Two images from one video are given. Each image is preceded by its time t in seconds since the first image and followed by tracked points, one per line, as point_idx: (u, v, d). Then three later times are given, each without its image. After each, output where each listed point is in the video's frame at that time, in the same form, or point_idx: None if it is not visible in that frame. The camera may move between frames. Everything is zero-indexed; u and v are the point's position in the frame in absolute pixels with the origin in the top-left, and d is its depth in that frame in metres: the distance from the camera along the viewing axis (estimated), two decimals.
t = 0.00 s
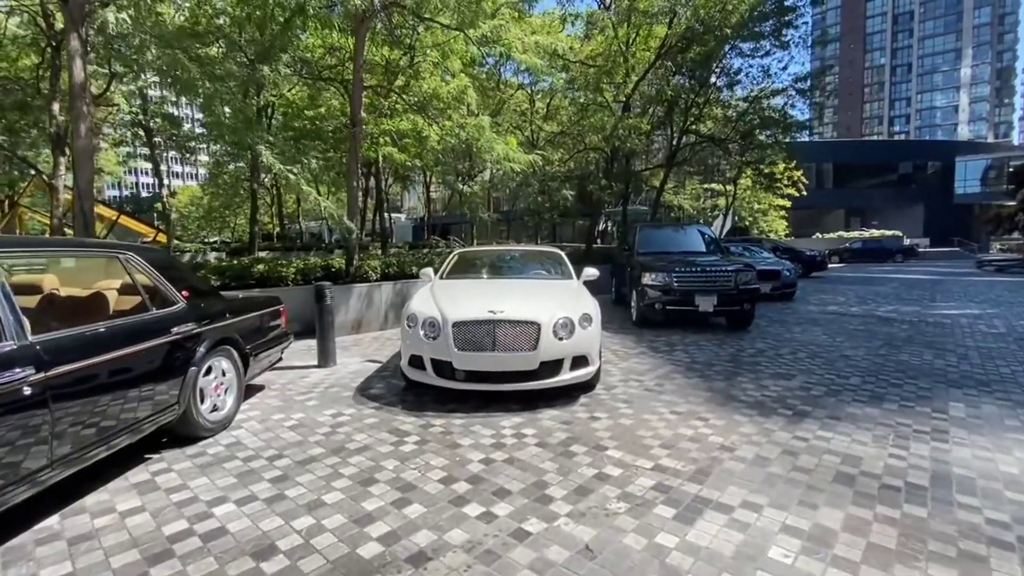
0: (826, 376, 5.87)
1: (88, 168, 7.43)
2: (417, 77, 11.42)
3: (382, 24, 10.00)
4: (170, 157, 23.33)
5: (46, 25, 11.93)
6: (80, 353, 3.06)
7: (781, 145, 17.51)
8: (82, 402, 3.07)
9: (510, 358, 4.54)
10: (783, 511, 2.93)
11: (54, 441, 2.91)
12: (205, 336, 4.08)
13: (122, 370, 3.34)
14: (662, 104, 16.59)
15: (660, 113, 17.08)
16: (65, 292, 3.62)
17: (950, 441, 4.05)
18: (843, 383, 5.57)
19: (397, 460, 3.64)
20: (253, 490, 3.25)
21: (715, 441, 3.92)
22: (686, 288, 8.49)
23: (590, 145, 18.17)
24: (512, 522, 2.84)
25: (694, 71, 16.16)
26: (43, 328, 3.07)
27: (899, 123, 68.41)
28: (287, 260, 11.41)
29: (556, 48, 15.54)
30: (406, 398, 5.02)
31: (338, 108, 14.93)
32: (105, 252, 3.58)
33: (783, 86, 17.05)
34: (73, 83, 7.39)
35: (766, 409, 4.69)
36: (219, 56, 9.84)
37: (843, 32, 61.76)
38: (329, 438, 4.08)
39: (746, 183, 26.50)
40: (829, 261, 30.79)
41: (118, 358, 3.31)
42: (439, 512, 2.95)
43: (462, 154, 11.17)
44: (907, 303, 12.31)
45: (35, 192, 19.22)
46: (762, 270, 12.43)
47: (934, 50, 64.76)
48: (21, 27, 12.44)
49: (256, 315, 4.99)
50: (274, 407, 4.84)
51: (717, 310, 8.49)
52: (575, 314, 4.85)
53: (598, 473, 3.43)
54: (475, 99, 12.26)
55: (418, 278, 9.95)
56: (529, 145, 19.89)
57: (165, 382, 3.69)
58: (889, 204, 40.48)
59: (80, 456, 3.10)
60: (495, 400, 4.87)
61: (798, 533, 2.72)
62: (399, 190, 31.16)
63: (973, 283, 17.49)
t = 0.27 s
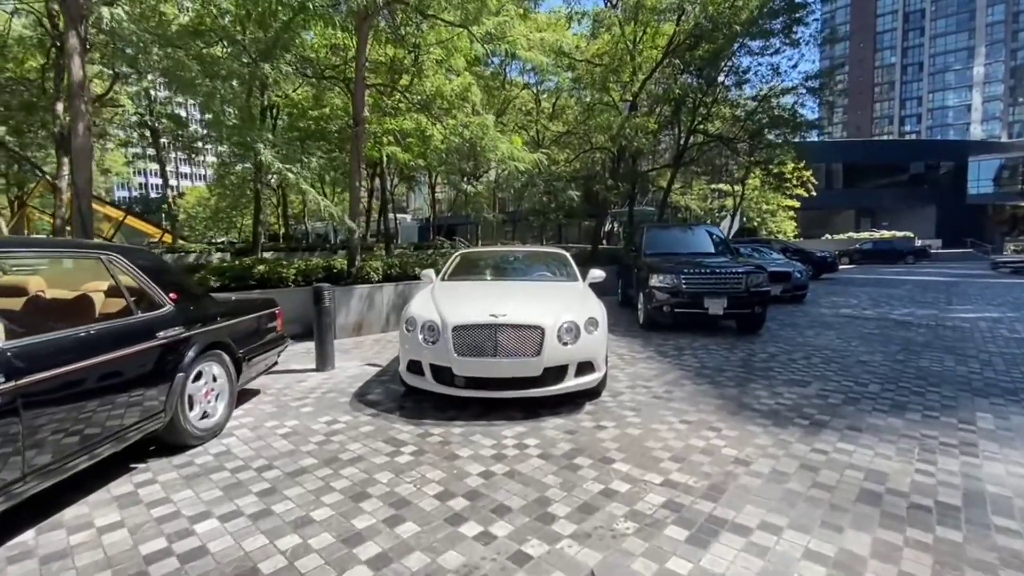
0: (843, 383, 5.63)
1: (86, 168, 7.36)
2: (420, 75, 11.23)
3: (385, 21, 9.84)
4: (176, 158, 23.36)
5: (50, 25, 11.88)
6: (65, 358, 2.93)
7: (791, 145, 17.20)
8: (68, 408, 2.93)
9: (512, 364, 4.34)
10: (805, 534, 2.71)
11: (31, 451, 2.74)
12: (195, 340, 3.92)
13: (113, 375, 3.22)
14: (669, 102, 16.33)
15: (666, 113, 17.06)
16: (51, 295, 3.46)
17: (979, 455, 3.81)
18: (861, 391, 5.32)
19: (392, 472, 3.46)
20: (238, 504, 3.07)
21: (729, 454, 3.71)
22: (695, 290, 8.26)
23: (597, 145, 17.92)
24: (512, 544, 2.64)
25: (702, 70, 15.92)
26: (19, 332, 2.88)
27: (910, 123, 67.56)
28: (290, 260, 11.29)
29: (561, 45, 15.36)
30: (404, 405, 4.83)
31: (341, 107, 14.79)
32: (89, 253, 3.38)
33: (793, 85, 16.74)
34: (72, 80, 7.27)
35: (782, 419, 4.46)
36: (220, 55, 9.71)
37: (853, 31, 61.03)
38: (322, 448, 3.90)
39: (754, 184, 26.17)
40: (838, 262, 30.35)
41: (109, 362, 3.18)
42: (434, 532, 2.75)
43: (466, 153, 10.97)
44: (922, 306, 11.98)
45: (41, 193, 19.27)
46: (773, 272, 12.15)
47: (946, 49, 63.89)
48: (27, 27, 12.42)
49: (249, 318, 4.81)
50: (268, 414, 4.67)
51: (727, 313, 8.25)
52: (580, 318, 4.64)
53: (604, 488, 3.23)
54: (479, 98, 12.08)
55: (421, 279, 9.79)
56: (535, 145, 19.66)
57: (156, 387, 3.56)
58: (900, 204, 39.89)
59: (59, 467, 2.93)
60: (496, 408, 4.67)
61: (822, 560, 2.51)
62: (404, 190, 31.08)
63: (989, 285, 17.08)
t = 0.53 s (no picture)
0: (857, 387, 5.43)
1: (86, 165, 7.21)
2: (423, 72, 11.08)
3: (388, 15, 9.72)
4: (182, 156, 23.41)
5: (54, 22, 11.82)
6: (55, 356, 2.85)
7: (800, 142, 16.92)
8: (57, 409, 2.84)
9: (513, 366, 4.19)
10: (822, 552, 2.55)
11: (13, 453, 2.62)
12: (187, 340, 3.79)
13: (106, 374, 3.13)
14: (677, 99, 16.10)
15: (674, 111, 16.63)
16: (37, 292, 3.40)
17: (1004, 465, 3.61)
18: (877, 396, 5.13)
19: (386, 479, 3.32)
20: (224, 512, 2.94)
21: (739, 463, 3.54)
22: (702, 290, 8.07)
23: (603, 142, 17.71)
24: (509, 559, 2.50)
25: (710, 67, 15.69)
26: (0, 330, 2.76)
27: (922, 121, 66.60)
28: (292, 258, 11.21)
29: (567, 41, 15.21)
30: (402, 408, 4.70)
31: (345, 105, 14.69)
32: (72, 250, 3.26)
33: (803, 82, 16.45)
34: (71, 77, 7.10)
35: (794, 425, 4.28)
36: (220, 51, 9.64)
37: (864, 28, 60.25)
38: (316, 453, 3.77)
39: (763, 182, 25.83)
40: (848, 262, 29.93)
41: (101, 361, 3.10)
42: (426, 544, 2.61)
43: (469, 150, 10.83)
44: (936, 307, 11.70)
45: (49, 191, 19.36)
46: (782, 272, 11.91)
47: (958, 46, 62.92)
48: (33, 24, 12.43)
49: (244, 317, 4.68)
50: (262, 415, 4.55)
51: (735, 313, 8.05)
52: (584, 319, 4.49)
53: (607, 498, 3.07)
54: (483, 94, 11.94)
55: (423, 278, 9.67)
56: (540, 142, 19.48)
57: (148, 387, 3.46)
58: (911, 203, 39.31)
59: (43, 470, 2.81)
60: (497, 411, 4.53)
61: None
62: (409, 188, 31.02)
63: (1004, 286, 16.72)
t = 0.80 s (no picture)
0: (867, 390, 5.24)
1: (82, 160, 7.14)
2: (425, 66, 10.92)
3: (389, 8, 9.57)
4: (187, 153, 23.40)
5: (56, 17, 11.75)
6: (37, 353, 2.78)
7: (810, 139, 16.61)
8: (38, 407, 2.77)
9: (509, 367, 4.05)
10: (831, 568, 2.40)
11: None
12: (173, 338, 3.68)
13: (93, 371, 3.07)
14: (684, 95, 15.87)
15: (681, 107, 16.41)
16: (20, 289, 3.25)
17: None
18: (888, 398, 4.94)
19: (374, 483, 3.19)
20: (204, 518, 2.82)
21: (743, 469, 3.38)
22: (708, 289, 7.89)
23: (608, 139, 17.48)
24: (497, 572, 2.36)
25: (717, 62, 15.42)
26: None
27: (933, 119, 65.62)
28: (293, 255, 11.11)
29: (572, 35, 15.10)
30: (396, 408, 4.57)
31: (347, 101, 14.57)
32: (50, 244, 3.14)
33: (812, 77, 16.14)
34: (68, 71, 6.98)
35: (802, 429, 4.11)
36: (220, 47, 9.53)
37: (874, 23, 59.42)
38: (304, 455, 3.65)
39: (771, 179, 25.50)
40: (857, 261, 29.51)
41: (87, 358, 3.04)
42: (411, 555, 2.48)
43: (471, 146, 10.67)
44: (948, 306, 11.43)
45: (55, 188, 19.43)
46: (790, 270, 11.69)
47: (971, 42, 61.93)
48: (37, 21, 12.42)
49: (235, 315, 4.56)
50: (253, 415, 4.44)
51: (742, 312, 7.86)
52: (584, 318, 4.34)
53: (604, 506, 2.93)
54: (485, 89, 11.75)
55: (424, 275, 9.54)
56: (545, 139, 19.28)
57: (135, 386, 3.37)
58: (922, 202, 38.73)
59: (20, 471, 2.72)
60: (493, 412, 4.39)
61: None
62: (414, 186, 30.89)
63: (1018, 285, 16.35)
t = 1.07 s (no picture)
0: (878, 394, 5.02)
1: (78, 156, 7.08)
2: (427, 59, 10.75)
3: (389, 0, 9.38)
4: (194, 150, 23.42)
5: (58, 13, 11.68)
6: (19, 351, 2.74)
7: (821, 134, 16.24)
8: (18, 406, 2.72)
9: (501, 369, 3.89)
10: None
11: None
12: (154, 338, 3.58)
13: (77, 369, 3.05)
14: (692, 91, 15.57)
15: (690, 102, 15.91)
16: None
17: None
18: (900, 403, 4.72)
19: (355, 491, 3.05)
20: (175, 527, 2.70)
21: (745, 480, 3.19)
22: (714, 287, 7.67)
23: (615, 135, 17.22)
24: None
25: (727, 57, 15.08)
26: None
27: (949, 114, 64.35)
28: (293, 252, 11.01)
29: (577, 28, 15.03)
30: (387, 410, 4.43)
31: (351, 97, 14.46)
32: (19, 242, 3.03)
33: (824, 71, 15.78)
34: (62, 65, 6.92)
35: (808, 436, 3.91)
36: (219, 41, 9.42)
37: (889, 16, 58.35)
38: (287, 460, 3.52)
39: (782, 176, 25.06)
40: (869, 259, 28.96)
41: (72, 355, 3.01)
42: (386, 572, 2.34)
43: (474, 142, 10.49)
44: (964, 306, 11.09)
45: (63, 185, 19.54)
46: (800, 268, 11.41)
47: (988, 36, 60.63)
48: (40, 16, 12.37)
49: (221, 313, 4.43)
50: (240, 416, 4.33)
51: (749, 312, 7.63)
52: (581, 318, 4.16)
53: (595, 519, 2.76)
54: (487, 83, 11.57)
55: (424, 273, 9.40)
56: (551, 134, 19.07)
57: (113, 387, 3.28)
58: (937, 199, 37.96)
59: None
60: (486, 416, 4.23)
61: None
62: (421, 182, 30.76)
63: None
